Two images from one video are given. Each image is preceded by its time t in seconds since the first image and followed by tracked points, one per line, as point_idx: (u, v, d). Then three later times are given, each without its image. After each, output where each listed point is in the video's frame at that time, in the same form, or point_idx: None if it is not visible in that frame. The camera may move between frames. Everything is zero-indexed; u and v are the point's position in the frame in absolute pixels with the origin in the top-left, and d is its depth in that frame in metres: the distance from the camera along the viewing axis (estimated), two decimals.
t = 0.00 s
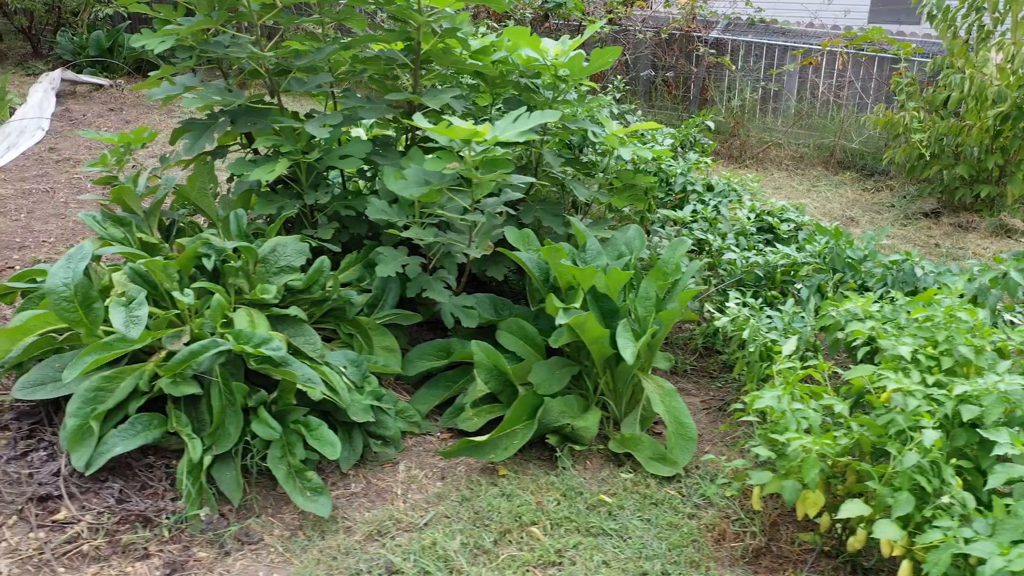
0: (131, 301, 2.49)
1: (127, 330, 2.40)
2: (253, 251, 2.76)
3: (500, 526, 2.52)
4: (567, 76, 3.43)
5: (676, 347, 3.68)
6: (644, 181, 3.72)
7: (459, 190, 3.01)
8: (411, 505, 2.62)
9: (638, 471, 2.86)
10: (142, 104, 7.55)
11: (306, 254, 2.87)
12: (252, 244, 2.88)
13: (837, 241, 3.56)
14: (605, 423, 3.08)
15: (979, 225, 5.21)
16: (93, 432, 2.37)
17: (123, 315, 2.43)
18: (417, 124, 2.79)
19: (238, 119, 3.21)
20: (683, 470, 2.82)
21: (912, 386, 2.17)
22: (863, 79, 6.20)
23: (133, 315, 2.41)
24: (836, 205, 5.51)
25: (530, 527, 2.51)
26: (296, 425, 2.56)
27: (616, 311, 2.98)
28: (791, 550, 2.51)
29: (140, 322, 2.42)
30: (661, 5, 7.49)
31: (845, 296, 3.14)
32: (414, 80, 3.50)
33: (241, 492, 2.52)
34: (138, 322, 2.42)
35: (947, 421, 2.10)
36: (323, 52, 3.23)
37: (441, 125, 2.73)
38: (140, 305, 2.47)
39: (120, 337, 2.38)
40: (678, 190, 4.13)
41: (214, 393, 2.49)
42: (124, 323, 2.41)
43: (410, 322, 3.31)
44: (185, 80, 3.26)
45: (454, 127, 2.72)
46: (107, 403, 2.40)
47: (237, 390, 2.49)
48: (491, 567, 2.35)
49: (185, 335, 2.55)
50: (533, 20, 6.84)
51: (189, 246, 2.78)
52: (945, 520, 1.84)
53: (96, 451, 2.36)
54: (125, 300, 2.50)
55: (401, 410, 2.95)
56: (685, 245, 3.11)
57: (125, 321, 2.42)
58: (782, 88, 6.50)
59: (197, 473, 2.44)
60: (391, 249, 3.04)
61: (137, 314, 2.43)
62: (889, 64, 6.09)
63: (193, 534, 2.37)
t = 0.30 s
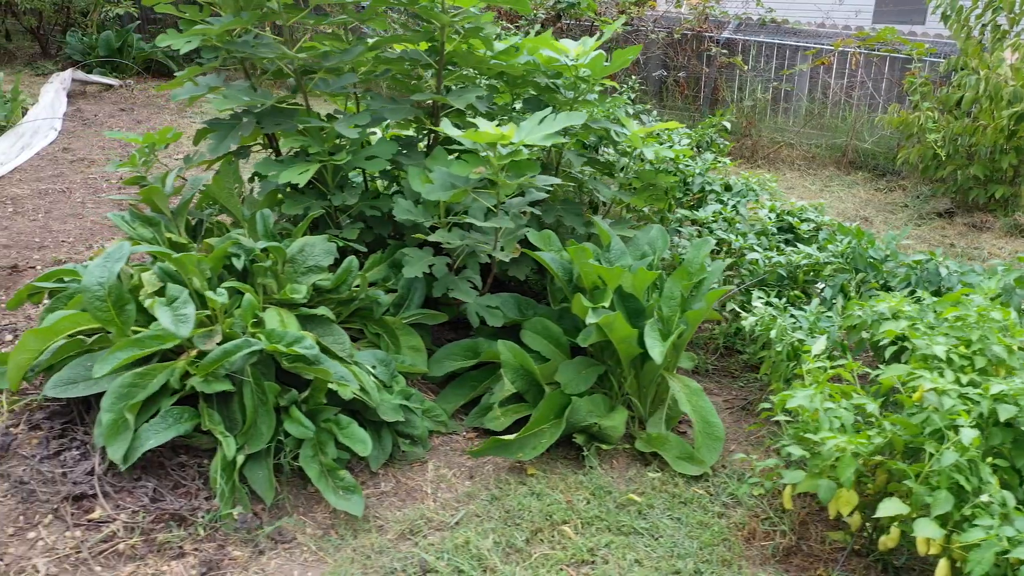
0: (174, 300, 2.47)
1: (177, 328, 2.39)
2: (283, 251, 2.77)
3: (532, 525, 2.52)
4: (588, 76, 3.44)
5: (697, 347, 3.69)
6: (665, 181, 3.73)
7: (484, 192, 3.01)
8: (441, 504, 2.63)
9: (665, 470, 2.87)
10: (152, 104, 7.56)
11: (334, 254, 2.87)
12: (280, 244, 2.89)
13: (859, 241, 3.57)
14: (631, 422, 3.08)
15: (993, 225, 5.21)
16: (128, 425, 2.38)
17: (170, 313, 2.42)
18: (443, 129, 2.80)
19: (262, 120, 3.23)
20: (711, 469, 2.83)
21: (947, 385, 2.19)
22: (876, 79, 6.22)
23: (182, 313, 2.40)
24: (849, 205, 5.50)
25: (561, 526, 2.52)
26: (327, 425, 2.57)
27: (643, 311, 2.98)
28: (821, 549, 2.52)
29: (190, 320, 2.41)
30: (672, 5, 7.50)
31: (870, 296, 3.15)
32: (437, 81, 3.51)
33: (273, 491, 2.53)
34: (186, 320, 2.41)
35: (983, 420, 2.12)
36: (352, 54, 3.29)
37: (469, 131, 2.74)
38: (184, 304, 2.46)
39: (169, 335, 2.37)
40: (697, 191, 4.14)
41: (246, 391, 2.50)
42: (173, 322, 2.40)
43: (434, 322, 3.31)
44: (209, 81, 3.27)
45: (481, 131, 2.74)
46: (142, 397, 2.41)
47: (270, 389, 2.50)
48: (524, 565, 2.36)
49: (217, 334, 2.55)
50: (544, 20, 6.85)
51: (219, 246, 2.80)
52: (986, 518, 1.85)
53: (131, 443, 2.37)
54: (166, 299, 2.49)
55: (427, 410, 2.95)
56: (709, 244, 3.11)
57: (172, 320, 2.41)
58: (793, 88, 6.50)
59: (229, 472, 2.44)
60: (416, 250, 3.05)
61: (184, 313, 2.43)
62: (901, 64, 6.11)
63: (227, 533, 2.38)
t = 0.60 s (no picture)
0: (210, 305, 2.44)
1: (211, 335, 2.36)
2: (314, 251, 2.77)
3: (565, 524, 2.53)
4: (613, 77, 3.46)
5: (720, 347, 3.70)
6: (687, 182, 3.74)
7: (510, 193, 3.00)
8: (474, 503, 2.63)
9: (695, 469, 2.88)
10: (163, 104, 7.56)
11: (363, 254, 2.88)
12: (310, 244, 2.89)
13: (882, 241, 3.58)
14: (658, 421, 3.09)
15: (1008, 225, 5.22)
16: (168, 430, 2.41)
17: (205, 320, 2.39)
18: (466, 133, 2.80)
19: (288, 120, 3.24)
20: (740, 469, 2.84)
21: (985, 385, 2.21)
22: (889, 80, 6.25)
23: (217, 319, 2.37)
24: (863, 205, 5.49)
25: (595, 525, 2.53)
26: (360, 424, 2.58)
27: (670, 311, 2.99)
28: (853, 547, 2.53)
29: (224, 326, 2.38)
30: (683, 6, 7.51)
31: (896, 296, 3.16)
32: (462, 81, 3.52)
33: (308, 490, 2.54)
34: (221, 327, 2.38)
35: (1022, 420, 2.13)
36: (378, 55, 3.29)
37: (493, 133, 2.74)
38: (218, 310, 2.43)
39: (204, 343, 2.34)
40: (717, 191, 4.15)
41: (281, 392, 2.51)
42: (207, 328, 2.37)
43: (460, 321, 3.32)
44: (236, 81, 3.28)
45: (504, 134, 2.72)
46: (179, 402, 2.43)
47: (304, 389, 2.51)
48: (560, 564, 2.36)
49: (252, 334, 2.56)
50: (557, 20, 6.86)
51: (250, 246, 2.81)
52: None
53: (171, 449, 2.41)
54: (202, 303, 2.45)
55: (456, 409, 2.96)
56: (734, 244, 3.12)
57: (207, 327, 2.38)
58: (806, 88, 6.51)
59: (265, 471, 2.46)
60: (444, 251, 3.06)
61: (219, 318, 2.40)
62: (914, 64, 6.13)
63: (264, 532, 2.39)
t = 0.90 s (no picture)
0: (246, 305, 2.46)
1: (250, 337, 2.39)
2: (344, 252, 2.78)
3: (598, 524, 2.54)
4: (641, 80, 3.56)
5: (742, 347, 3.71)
6: (710, 182, 3.75)
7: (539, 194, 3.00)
8: (505, 504, 2.64)
9: (724, 469, 2.88)
10: (174, 104, 7.56)
11: (393, 255, 2.88)
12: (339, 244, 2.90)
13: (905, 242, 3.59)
14: (684, 422, 3.10)
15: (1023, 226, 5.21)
16: (202, 428, 2.41)
17: (243, 321, 2.42)
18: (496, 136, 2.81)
19: (314, 121, 3.25)
20: (769, 469, 2.84)
21: (1022, 386, 2.22)
22: (902, 80, 6.25)
23: (255, 321, 2.40)
24: (878, 205, 5.49)
25: (627, 525, 2.54)
26: (393, 424, 2.59)
27: (698, 311, 2.99)
28: (885, 548, 2.53)
29: (262, 328, 2.41)
30: (695, 6, 7.53)
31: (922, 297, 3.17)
32: (486, 82, 3.53)
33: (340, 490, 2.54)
34: (259, 328, 2.41)
35: None
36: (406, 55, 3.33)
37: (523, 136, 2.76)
38: (256, 311, 2.45)
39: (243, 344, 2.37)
40: (736, 192, 4.15)
41: (314, 391, 2.52)
42: (245, 330, 2.40)
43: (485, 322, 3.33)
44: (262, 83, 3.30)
45: (535, 135, 2.75)
46: (213, 401, 2.43)
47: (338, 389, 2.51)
48: (595, 564, 2.37)
49: (285, 335, 2.56)
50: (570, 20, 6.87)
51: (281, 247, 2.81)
52: None
53: (205, 447, 2.40)
54: (238, 305, 2.47)
55: (485, 410, 2.96)
56: (761, 245, 3.12)
57: (245, 328, 2.40)
58: (819, 88, 6.50)
59: (299, 471, 2.46)
60: (471, 251, 3.07)
61: (257, 320, 2.42)
62: (927, 64, 6.14)
63: (299, 532, 2.39)
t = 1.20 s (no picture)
0: (275, 302, 2.46)
1: (279, 331, 2.39)
2: (370, 253, 2.78)
3: (628, 526, 2.54)
4: (660, 80, 3.59)
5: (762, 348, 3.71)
6: (730, 184, 3.75)
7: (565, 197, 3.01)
8: (534, 505, 2.64)
9: (750, 471, 2.88)
10: (183, 104, 7.56)
11: (419, 256, 2.88)
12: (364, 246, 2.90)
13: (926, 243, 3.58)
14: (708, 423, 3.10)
15: None
16: (231, 433, 2.41)
17: (272, 317, 2.42)
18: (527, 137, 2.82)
19: (336, 122, 3.25)
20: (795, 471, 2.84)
21: None
22: (914, 81, 6.25)
23: (285, 315, 2.40)
24: (891, 205, 5.48)
25: (657, 527, 2.54)
26: (421, 426, 2.59)
27: (722, 313, 2.99)
28: (915, 549, 2.53)
29: (291, 322, 2.41)
30: (705, 7, 7.53)
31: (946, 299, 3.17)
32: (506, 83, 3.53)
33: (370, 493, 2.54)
34: (288, 323, 2.41)
35: None
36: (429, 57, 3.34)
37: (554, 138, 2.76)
38: (285, 306, 2.46)
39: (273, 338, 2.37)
40: (754, 193, 4.15)
41: (343, 394, 2.52)
42: (275, 325, 2.40)
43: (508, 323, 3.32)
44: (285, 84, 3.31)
45: (566, 137, 2.75)
46: (242, 405, 2.42)
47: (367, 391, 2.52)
48: (627, 567, 2.37)
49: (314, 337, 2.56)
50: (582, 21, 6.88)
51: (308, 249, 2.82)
52: None
53: (235, 452, 2.41)
54: (267, 302, 2.48)
55: (510, 411, 2.96)
56: (786, 247, 3.12)
57: (275, 323, 2.40)
58: (831, 89, 6.50)
59: (328, 474, 2.46)
60: (496, 253, 3.06)
61: (285, 316, 2.42)
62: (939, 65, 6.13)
63: (330, 535, 2.39)
